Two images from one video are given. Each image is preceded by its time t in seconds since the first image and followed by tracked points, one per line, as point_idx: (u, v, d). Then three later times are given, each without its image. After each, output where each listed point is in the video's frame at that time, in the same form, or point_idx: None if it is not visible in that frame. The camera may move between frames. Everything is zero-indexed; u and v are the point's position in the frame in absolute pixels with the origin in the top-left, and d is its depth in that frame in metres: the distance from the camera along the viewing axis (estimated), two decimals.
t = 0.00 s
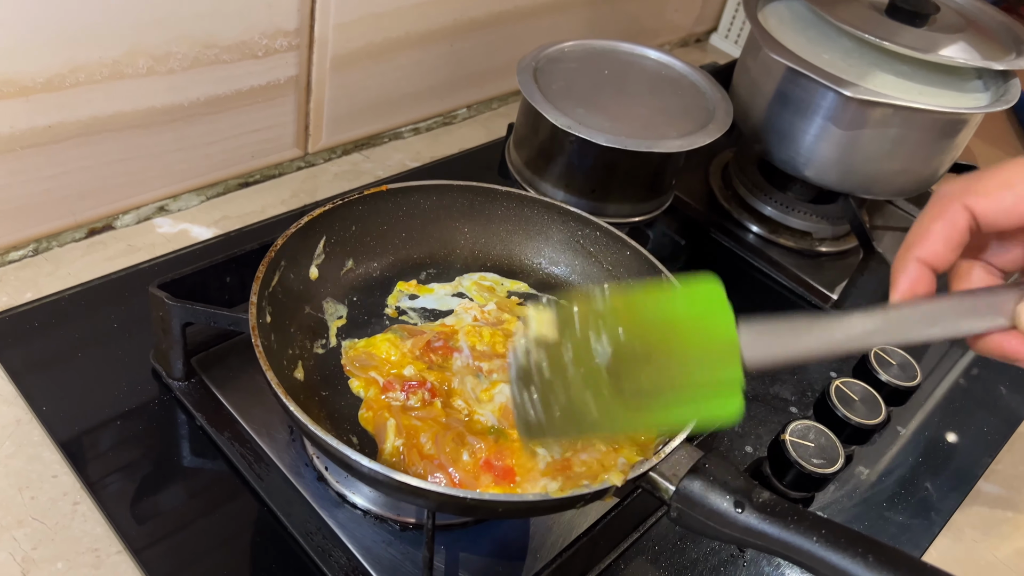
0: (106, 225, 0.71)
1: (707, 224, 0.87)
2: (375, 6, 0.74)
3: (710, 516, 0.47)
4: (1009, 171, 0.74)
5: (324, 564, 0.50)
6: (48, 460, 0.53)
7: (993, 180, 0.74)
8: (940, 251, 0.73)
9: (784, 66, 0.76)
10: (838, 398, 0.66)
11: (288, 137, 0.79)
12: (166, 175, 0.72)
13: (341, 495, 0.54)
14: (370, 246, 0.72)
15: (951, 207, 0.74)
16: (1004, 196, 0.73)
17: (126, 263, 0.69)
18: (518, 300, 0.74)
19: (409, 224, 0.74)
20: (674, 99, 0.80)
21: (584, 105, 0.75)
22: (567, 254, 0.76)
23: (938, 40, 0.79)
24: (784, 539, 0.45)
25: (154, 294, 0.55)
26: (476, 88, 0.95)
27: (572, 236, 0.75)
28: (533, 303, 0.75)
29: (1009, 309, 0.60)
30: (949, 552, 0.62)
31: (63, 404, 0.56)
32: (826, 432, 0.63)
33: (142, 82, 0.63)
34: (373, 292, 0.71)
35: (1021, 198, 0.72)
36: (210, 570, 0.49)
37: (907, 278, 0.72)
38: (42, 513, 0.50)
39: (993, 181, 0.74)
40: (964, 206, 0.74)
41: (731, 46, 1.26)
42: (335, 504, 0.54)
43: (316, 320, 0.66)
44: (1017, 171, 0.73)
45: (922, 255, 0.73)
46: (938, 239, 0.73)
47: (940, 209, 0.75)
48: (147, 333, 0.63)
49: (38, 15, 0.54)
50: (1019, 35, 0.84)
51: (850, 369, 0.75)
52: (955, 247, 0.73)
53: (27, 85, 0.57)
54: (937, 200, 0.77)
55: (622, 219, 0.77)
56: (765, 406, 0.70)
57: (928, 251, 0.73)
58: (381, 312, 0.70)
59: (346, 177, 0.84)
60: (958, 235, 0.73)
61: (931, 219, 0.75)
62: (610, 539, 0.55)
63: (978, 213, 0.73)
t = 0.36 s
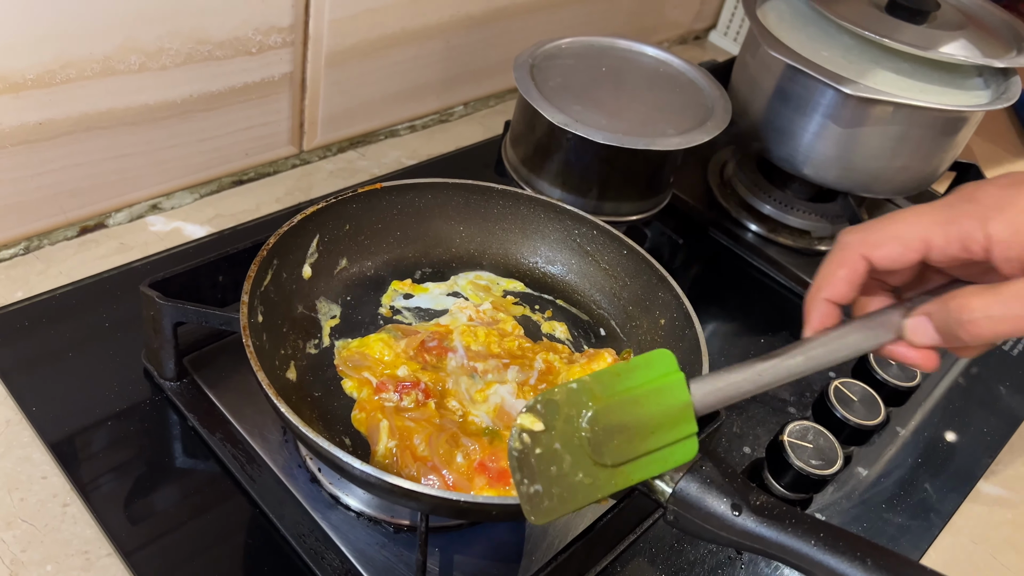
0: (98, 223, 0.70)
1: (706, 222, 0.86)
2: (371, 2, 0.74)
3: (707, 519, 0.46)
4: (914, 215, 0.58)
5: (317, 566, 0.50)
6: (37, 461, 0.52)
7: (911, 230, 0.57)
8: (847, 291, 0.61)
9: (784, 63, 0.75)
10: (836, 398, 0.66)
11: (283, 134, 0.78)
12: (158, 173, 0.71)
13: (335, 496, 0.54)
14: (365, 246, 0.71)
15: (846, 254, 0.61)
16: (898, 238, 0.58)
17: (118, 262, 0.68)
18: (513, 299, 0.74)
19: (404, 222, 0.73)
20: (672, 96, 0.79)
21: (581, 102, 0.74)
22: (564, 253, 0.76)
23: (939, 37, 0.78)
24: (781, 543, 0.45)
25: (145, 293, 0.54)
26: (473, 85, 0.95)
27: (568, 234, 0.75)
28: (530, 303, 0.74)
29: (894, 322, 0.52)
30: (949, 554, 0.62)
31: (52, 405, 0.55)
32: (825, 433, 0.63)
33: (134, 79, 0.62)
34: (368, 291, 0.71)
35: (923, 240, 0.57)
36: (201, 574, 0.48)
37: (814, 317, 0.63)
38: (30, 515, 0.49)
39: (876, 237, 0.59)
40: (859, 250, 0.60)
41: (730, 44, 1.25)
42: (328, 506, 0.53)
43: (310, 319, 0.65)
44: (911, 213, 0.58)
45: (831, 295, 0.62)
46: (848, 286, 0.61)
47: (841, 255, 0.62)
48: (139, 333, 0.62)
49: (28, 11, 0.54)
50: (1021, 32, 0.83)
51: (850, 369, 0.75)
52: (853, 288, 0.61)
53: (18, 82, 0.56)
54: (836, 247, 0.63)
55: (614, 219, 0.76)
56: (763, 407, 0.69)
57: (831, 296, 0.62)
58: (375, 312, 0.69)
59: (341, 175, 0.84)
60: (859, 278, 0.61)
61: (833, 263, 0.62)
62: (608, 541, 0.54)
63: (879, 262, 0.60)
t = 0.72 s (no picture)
0: (101, 226, 0.71)
1: (704, 226, 0.87)
2: (372, 6, 0.74)
3: (704, 521, 0.47)
4: (864, 214, 0.66)
5: (318, 567, 0.50)
6: (40, 462, 0.52)
7: (860, 224, 0.66)
8: (808, 284, 0.68)
9: (781, 68, 0.76)
10: (833, 401, 0.67)
11: (284, 138, 0.79)
12: (161, 177, 0.71)
13: (336, 498, 0.54)
14: (366, 250, 0.72)
15: (805, 249, 0.68)
16: (851, 234, 0.66)
17: (121, 265, 0.68)
18: (513, 303, 0.74)
19: (405, 226, 0.74)
20: (671, 101, 0.80)
21: (580, 107, 0.75)
22: (564, 257, 0.76)
23: (936, 43, 0.78)
24: (778, 545, 0.45)
25: (148, 296, 0.54)
26: (473, 89, 0.95)
27: (568, 239, 0.75)
28: (530, 307, 0.75)
29: (851, 314, 0.59)
30: (945, 556, 0.62)
31: (56, 407, 0.56)
32: (821, 435, 0.63)
33: (137, 83, 0.63)
34: (369, 294, 0.71)
35: (875, 234, 0.66)
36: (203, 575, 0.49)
37: (778, 308, 0.69)
38: (34, 516, 0.49)
39: (831, 235, 0.67)
40: (816, 246, 0.67)
41: (728, 48, 1.26)
42: (329, 507, 0.54)
43: (311, 322, 0.66)
44: (860, 212, 0.67)
45: (794, 287, 0.68)
46: (808, 280, 0.68)
47: (803, 250, 0.68)
48: (141, 335, 0.63)
49: (32, 16, 0.54)
50: (1017, 37, 0.83)
51: (847, 372, 0.75)
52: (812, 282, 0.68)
53: (22, 86, 0.57)
54: (797, 243, 0.69)
55: (614, 222, 0.77)
56: (761, 410, 0.70)
57: (793, 290, 0.68)
58: (376, 315, 0.70)
59: (342, 179, 0.84)
60: (818, 271, 0.67)
61: (794, 257, 0.68)
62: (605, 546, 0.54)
63: (836, 256, 0.67)
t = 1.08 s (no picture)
0: (108, 230, 0.72)
1: (701, 231, 0.88)
2: (375, 15, 0.76)
3: (700, 517, 0.48)
4: (908, 139, 0.65)
5: (322, 564, 0.51)
6: (49, 461, 0.53)
7: (904, 155, 0.64)
8: (844, 220, 0.67)
9: (777, 76, 0.77)
10: (828, 403, 0.68)
11: (288, 143, 0.80)
12: (167, 181, 0.73)
13: (339, 496, 0.55)
14: (370, 253, 0.73)
15: (846, 184, 0.66)
16: (895, 164, 0.64)
17: (128, 267, 0.70)
18: (514, 306, 0.76)
19: (408, 230, 0.75)
20: (670, 108, 0.81)
21: (581, 113, 0.76)
22: (564, 261, 0.77)
23: (930, 52, 0.80)
24: (773, 540, 0.46)
25: (156, 297, 0.55)
26: (474, 96, 0.97)
27: (568, 242, 0.76)
28: (531, 309, 0.76)
29: (878, 237, 0.63)
30: (938, 556, 0.63)
31: (65, 407, 0.57)
32: (816, 436, 0.64)
33: (145, 90, 0.64)
34: (373, 297, 0.72)
35: (921, 163, 0.64)
36: (209, 571, 0.50)
37: (812, 246, 0.69)
38: (43, 513, 0.50)
39: (877, 167, 0.65)
40: (859, 181, 0.66)
41: (727, 56, 1.27)
42: (333, 505, 0.55)
43: (317, 324, 0.67)
44: (904, 139, 0.65)
45: (829, 225, 0.68)
46: (847, 211, 0.67)
47: (843, 186, 0.67)
48: (148, 337, 0.64)
49: (43, 24, 0.55)
50: (1010, 46, 0.85)
51: (842, 376, 0.76)
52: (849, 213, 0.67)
53: (32, 92, 0.58)
54: (835, 177, 0.67)
55: (613, 227, 0.78)
56: (757, 412, 0.71)
57: (831, 222, 0.68)
58: (380, 316, 0.71)
59: (345, 183, 0.85)
60: (858, 203, 0.67)
61: (834, 195, 0.67)
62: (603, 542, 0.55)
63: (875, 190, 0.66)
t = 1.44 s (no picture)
0: (111, 233, 0.72)
1: (700, 236, 0.88)
2: (377, 20, 0.76)
3: (698, 519, 0.48)
4: (887, 133, 0.66)
5: (323, 565, 0.51)
6: (53, 462, 0.54)
7: (881, 147, 0.65)
8: (834, 212, 0.68)
9: (776, 82, 0.78)
10: (826, 406, 0.68)
11: (291, 148, 0.81)
12: (170, 185, 0.73)
13: (340, 498, 0.56)
14: (372, 256, 0.73)
15: (830, 177, 0.68)
16: (875, 158, 0.65)
17: (131, 270, 0.70)
18: (514, 309, 0.76)
19: (409, 234, 0.75)
20: (669, 114, 0.82)
21: (581, 118, 0.77)
22: (564, 265, 0.78)
23: (928, 58, 0.81)
24: (770, 542, 0.47)
25: (159, 300, 0.56)
26: (475, 101, 0.97)
27: (568, 246, 0.77)
28: (531, 313, 0.76)
29: (873, 233, 0.63)
30: (936, 559, 0.64)
31: (68, 408, 0.57)
32: (814, 440, 0.65)
33: (148, 94, 0.65)
34: (375, 300, 0.73)
35: (899, 154, 0.65)
36: (211, 572, 0.50)
37: (805, 238, 0.70)
38: (46, 514, 0.51)
39: (856, 160, 0.66)
40: (842, 173, 0.67)
41: (726, 62, 1.28)
42: (334, 507, 0.55)
43: (319, 327, 0.67)
44: (882, 133, 0.66)
45: (820, 218, 0.69)
46: (834, 203, 0.68)
47: (828, 179, 0.68)
48: (151, 339, 0.64)
49: (49, 29, 0.56)
50: (1008, 52, 0.85)
51: (840, 380, 0.77)
52: (837, 206, 0.68)
53: (37, 96, 0.58)
54: (822, 172, 0.69)
55: (613, 231, 0.78)
56: (756, 415, 0.71)
57: (822, 216, 0.69)
58: (381, 320, 0.71)
59: (346, 188, 0.86)
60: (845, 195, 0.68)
61: (820, 188, 0.69)
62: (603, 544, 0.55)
63: (861, 182, 0.67)
